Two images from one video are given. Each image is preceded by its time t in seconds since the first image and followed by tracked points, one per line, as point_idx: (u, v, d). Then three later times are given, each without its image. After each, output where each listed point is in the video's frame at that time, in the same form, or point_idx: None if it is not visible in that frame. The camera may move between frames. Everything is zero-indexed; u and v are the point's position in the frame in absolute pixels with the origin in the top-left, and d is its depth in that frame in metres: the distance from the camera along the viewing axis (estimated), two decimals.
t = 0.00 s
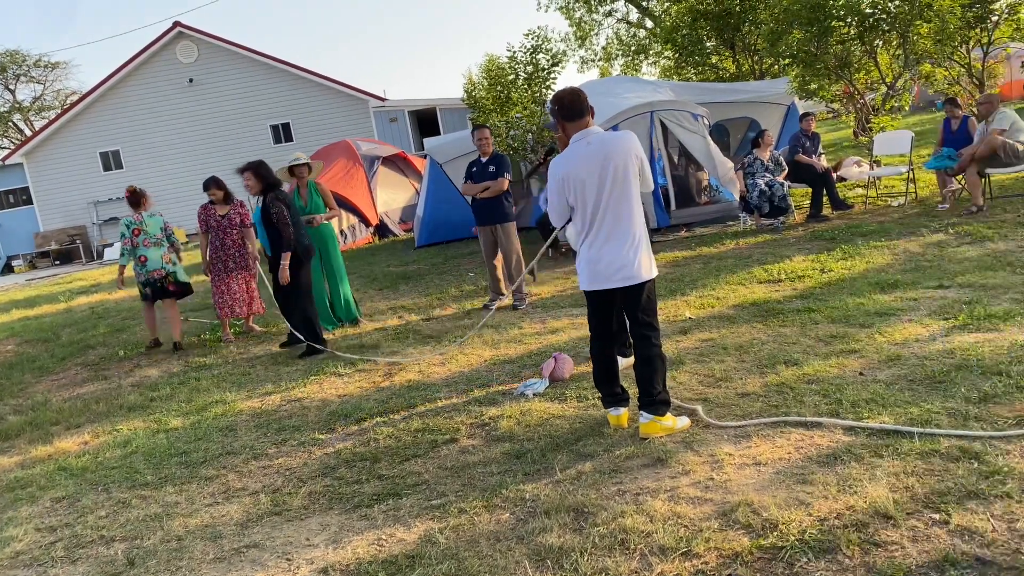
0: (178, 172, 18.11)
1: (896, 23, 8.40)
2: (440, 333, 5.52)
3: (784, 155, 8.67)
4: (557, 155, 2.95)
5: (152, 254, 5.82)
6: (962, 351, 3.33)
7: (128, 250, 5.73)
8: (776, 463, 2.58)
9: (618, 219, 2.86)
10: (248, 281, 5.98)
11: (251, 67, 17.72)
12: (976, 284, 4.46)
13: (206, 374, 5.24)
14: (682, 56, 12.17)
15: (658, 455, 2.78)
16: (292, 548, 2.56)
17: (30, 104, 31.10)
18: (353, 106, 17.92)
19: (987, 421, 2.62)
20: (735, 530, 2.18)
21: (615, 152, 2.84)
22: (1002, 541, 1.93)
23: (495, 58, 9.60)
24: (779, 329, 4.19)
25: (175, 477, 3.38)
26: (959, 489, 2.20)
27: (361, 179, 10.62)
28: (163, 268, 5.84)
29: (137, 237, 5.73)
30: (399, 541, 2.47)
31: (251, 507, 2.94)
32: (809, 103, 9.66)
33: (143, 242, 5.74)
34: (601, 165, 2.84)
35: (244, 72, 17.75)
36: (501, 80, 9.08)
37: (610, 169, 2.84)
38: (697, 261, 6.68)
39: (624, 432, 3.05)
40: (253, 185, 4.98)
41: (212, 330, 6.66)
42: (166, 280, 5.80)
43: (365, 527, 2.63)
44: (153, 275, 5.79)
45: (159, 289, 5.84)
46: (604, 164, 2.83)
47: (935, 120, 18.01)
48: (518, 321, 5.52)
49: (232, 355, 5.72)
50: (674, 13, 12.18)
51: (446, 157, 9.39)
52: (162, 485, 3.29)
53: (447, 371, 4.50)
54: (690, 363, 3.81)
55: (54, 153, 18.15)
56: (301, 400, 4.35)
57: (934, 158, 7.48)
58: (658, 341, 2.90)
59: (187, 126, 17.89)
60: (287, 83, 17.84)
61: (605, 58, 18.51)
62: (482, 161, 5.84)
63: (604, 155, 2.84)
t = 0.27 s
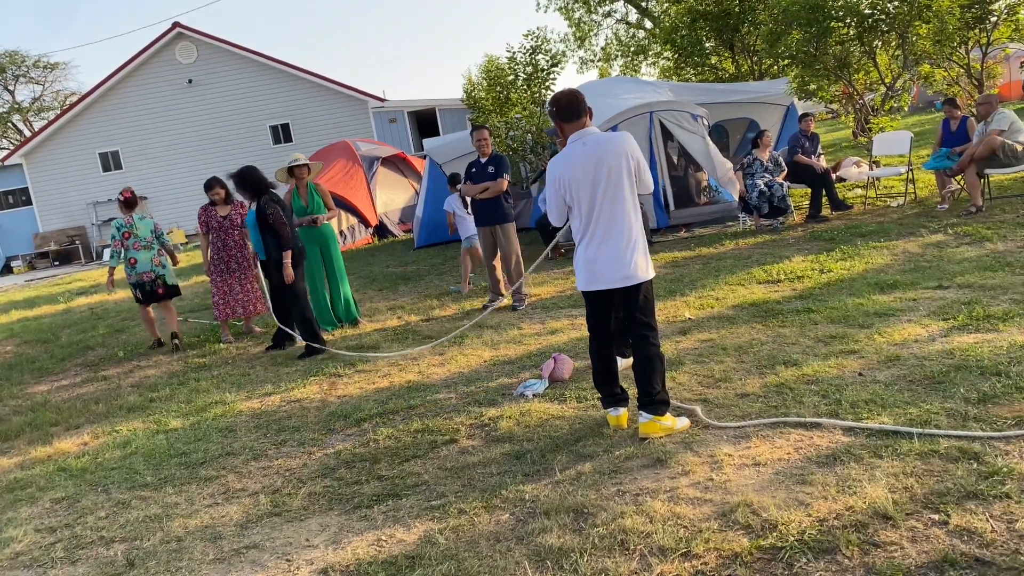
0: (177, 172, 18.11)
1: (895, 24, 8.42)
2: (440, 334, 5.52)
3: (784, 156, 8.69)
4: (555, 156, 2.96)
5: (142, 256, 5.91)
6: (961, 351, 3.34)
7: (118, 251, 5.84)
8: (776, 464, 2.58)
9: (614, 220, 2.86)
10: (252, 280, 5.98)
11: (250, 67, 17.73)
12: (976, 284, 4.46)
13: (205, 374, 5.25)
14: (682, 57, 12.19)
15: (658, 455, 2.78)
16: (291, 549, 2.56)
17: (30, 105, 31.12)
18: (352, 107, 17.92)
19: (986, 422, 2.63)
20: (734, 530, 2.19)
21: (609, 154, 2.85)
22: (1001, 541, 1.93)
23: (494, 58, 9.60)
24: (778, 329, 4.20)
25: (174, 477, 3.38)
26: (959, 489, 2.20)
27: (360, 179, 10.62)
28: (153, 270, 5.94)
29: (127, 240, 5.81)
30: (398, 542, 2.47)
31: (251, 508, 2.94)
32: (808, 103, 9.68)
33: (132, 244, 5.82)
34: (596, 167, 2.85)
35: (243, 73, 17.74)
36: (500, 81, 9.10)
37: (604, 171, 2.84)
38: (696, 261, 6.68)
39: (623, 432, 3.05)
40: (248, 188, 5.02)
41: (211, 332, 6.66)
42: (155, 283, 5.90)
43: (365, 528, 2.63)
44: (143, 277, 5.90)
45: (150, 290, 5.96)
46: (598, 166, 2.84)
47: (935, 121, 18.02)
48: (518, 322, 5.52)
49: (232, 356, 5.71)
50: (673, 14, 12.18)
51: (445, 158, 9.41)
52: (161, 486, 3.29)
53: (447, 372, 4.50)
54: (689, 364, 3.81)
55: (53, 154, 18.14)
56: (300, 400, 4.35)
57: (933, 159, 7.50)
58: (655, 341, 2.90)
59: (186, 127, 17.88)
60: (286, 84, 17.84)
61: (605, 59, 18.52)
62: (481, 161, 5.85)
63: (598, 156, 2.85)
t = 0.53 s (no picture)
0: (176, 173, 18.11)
1: (894, 24, 8.43)
2: (439, 334, 5.52)
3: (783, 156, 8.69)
4: (551, 157, 2.97)
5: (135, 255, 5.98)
6: (960, 352, 3.34)
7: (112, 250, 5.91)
8: (775, 464, 2.58)
9: (606, 221, 2.87)
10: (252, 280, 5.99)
11: (249, 68, 17.73)
12: (975, 285, 4.47)
13: (205, 375, 5.25)
14: (681, 57, 12.20)
15: (657, 456, 2.78)
16: (291, 550, 2.56)
17: (29, 106, 31.13)
18: (352, 107, 17.92)
19: (985, 422, 2.63)
20: (733, 530, 2.19)
21: (602, 156, 2.85)
22: (1000, 541, 1.93)
23: (493, 59, 9.59)
24: (777, 330, 4.20)
25: (174, 478, 3.38)
26: (958, 490, 2.20)
27: (359, 180, 10.63)
28: (145, 269, 6.02)
29: (121, 239, 5.87)
30: (398, 543, 2.47)
31: (251, 509, 2.94)
32: (807, 104, 9.68)
33: (126, 244, 5.88)
34: (589, 169, 2.86)
35: (243, 73, 17.74)
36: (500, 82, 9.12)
37: (596, 173, 2.85)
38: (695, 262, 6.69)
39: (623, 433, 3.05)
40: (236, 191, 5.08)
41: (211, 332, 6.66)
42: (147, 282, 5.99)
43: (365, 529, 2.63)
44: (136, 276, 5.98)
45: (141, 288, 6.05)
46: (590, 167, 2.86)
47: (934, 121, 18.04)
48: (517, 322, 5.53)
49: (231, 357, 5.71)
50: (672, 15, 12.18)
51: (444, 159, 9.42)
52: (161, 487, 3.29)
53: (447, 372, 4.50)
54: (688, 365, 3.81)
55: (53, 154, 18.14)
56: (300, 401, 4.35)
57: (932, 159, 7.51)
58: (654, 340, 2.91)
59: (186, 127, 17.88)
60: (286, 85, 17.84)
61: (604, 59, 18.53)
62: (480, 162, 5.86)
63: (591, 158, 2.86)
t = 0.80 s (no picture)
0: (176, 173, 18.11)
1: (894, 24, 8.44)
2: (439, 335, 5.54)
3: (783, 157, 8.70)
4: (548, 159, 3.00)
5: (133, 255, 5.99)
6: (959, 352, 3.35)
7: (111, 249, 5.89)
8: (775, 464, 2.59)
9: (598, 225, 2.87)
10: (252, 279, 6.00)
11: (249, 68, 17.73)
12: (974, 285, 4.47)
13: (204, 375, 5.25)
14: (680, 58, 12.22)
15: (657, 456, 2.79)
16: (292, 550, 2.56)
17: (29, 107, 31.15)
18: (351, 108, 17.93)
19: (984, 423, 2.63)
20: (733, 531, 2.19)
21: (592, 160, 2.86)
22: (999, 541, 1.94)
23: (493, 60, 9.58)
24: (777, 330, 4.20)
25: (174, 478, 3.39)
26: (957, 490, 2.21)
27: (360, 180, 10.68)
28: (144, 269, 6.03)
29: (121, 239, 5.87)
30: (398, 543, 2.48)
31: (251, 509, 2.95)
32: (806, 104, 9.69)
33: (126, 244, 5.88)
34: (579, 174, 2.88)
35: (242, 74, 17.74)
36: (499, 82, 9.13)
37: (586, 177, 2.86)
38: (695, 262, 6.69)
39: (624, 433, 3.05)
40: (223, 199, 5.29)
41: (210, 333, 6.67)
42: (146, 282, 5.99)
43: (365, 529, 2.63)
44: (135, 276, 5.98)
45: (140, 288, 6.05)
46: (580, 172, 2.87)
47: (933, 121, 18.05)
48: (517, 323, 5.53)
49: (231, 358, 5.71)
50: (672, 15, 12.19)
51: (444, 160, 9.42)
52: (161, 487, 3.29)
53: (447, 373, 4.50)
54: (688, 365, 3.82)
55: (53, 155, 18.13)
56: (300, 402, 4.35)
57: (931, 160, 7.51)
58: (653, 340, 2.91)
59: (185, 128, 17.88)
60: (285, 85, 17.84)
61: (603, 60, 18.53)
62: (480, 163, 5.87)
63: (582, 163, 2.88)
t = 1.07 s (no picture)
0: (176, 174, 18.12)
1: (894, 25, 8.46)
2: (440, 335, 5.55)
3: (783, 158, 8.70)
4: (547, 160, 3.00)
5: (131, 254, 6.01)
6: (960, 352, 3.35)
7: (111, 247, 5.90)
8: (776, 465, 2.59)
9: (594, 227, 2.88)
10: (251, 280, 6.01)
11: (249, 69, 17.74)
12: (974, 285, 4.48)
13: (205, 376, 5.26)
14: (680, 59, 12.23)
15: (658, 456, 2.79)
16: (293, 550, 2.57)
17: (29, 107, 31.17)
18: (351, 109, 17.94)
19: (985, 423, 2.64)
20: (734, 531, 2.19)
21: (589, 163, 2.86)
22: (1000, 541, 1.94)
23: (493, 61, 9.59)
24: (777, 331, 4.20)
25: (175, 479, 3.39)
26: (958, 490, 2.21)
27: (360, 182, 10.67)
28: (144, 267, 6.05)
29: (121, 238, 5.88)
30: (400, 543, 2.48)
31: (253, 509, 2.95)
32: (806, 105, 9.70)
33: (126, 243, 5.88)
34: (575, 176, 2.89)
35: (242, 75, 17.75)
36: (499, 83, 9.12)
37: (583, 180, 2.88)
38: (696, 263, 6.69)
39: (625, 433, 3.06)
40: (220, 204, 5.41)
41: (211, 334, 6.68)
42: (146, 281, 6.03)
43: (366, 529, 2.64)
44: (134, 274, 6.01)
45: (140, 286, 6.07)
46: (577, 174, 2.88)
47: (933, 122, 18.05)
48: (517, 323, 5.54)
49: (232, 358, 5.72)
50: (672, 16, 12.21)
51: (444, 160, 9.42)
52: (162, 488, 3.30)
53: (448, 373, 4.51)
54: (689, 366, 3.82)
55: (53, 155, 18.14)
56: (300, 402, 4.36)
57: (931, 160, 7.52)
58: (652, 341, 2.92)
59: (185, 129, 17.89)
60: (285, 86, 17.85)
61: (603, 61, 18.54)
62: (479, 163, 5.87)
63: (579, 166, 2.88)
